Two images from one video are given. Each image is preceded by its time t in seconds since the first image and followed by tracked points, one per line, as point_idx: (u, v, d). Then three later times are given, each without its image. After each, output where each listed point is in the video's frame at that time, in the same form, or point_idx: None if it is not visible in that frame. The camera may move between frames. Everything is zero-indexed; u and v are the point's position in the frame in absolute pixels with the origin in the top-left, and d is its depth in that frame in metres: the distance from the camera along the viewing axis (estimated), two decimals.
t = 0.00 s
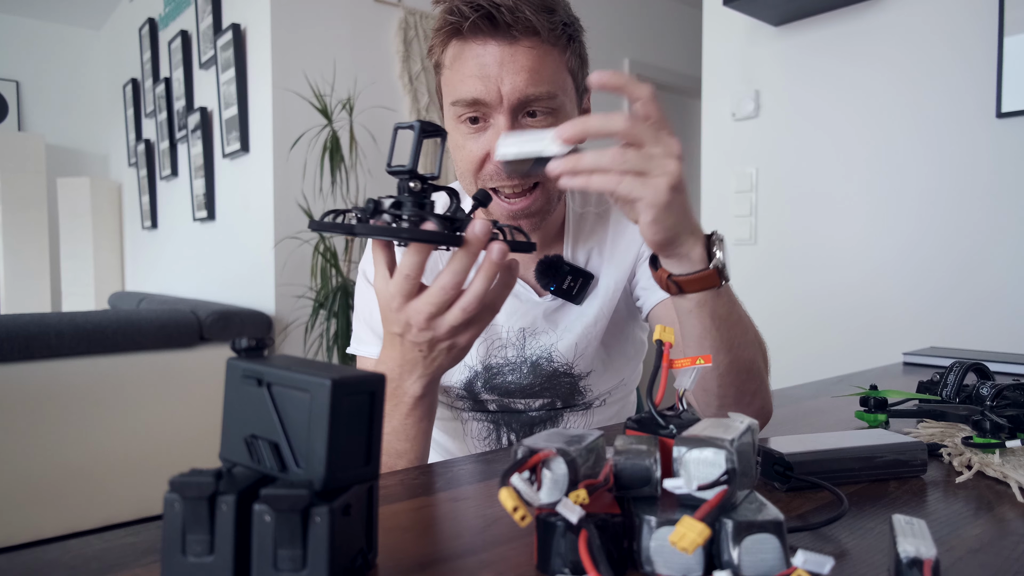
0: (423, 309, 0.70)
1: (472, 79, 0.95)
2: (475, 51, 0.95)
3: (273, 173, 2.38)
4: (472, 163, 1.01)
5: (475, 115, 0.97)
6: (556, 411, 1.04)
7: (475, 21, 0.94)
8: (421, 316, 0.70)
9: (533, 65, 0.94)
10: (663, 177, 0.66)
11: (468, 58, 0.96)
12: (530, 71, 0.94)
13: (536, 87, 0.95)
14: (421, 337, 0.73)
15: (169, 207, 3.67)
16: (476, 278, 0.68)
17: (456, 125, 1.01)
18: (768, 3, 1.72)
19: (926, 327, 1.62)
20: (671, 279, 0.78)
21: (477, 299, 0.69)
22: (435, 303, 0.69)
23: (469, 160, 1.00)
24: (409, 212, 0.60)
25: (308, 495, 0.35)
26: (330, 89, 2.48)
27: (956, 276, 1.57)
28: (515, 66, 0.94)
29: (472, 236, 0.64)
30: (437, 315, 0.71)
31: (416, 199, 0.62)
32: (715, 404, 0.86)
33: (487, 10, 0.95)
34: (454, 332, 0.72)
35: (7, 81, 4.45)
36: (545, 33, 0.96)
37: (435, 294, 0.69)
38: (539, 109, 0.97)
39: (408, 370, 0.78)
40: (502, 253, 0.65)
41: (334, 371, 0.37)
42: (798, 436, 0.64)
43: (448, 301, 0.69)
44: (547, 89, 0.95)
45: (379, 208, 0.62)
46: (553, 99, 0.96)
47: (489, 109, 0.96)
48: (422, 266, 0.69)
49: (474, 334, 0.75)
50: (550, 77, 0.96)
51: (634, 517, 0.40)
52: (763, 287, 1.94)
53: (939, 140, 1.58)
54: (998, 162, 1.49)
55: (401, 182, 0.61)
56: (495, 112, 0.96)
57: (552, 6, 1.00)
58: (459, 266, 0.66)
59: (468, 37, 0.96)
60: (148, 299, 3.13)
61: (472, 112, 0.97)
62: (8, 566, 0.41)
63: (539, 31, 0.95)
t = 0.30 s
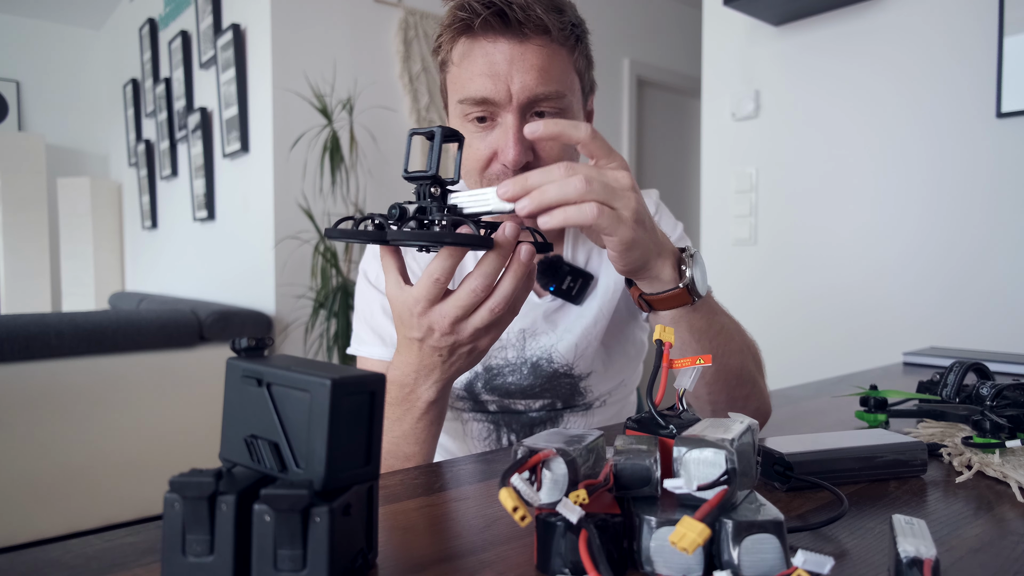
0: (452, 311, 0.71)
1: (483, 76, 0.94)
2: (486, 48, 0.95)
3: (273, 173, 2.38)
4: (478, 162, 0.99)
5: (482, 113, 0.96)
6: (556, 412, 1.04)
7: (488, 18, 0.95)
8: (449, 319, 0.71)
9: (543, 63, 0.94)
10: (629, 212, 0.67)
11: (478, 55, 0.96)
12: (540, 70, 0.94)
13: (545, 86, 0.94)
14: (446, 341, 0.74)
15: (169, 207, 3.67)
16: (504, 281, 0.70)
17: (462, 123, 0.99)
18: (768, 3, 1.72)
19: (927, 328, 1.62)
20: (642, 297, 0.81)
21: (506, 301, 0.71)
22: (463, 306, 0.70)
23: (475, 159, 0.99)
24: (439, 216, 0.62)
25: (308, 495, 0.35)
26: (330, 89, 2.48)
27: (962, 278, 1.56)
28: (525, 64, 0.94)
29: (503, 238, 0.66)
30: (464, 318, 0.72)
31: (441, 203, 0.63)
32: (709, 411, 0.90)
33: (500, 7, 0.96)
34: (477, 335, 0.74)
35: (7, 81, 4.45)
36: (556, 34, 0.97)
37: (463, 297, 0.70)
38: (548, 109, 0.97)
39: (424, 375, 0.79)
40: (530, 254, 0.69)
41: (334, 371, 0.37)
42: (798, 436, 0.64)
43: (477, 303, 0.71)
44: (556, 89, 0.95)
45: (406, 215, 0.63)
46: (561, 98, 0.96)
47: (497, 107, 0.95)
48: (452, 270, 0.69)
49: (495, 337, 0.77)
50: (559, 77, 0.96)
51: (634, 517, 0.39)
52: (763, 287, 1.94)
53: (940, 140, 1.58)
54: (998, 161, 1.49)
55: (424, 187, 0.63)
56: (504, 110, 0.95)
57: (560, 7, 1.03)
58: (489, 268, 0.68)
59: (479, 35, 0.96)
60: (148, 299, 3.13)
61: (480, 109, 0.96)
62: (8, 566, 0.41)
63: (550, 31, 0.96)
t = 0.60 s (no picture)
0: (359, 334, 0.72)
1: (481, 78, 0.94)
2: (482, 49, 0.94)
3: (273, 173, 2.38)
4: (474, 163, 0.98)
5: (479, 114, 0.95)
6: (553, 407, 1.04)
7: (486, 20, 0.94)
8: (358, 340, 0.72)
9: (540, 64, 0.94)
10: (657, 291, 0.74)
11: (475, 55, 0.95)
12: (538, 71, 0.94)
13: (542, 87, 0.94)
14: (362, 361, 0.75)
15: (169, 207, 3.67)
16: (407, 308, 0.69)
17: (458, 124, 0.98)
18: (768, 3, 1.72)
19: (928, 327, 1.62)
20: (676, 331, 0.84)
21: (407, 328, 0.71)
22: (368, 330, 0.71)
23: (471, 159, 0.98)
24: (342, 238, 0.61)
25: (308, 495, 0.35)
26: (330, 89, 2.48)
27: (964, 277, 1.55)
28: (522, 65, 0.93)
29: (399, 267, 0.63)
30: (373, 340, 0.73)
31: (357, 224, 0.62)
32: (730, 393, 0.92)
33: (499, 8, 0.95)
34: (392, 357, 0.75)
35: (7, 82, 4.45)
36: (552, 36, 0.97)
37: (367, 321, 0.71)
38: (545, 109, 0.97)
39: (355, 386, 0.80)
40: (431, 284, 0.65)
41: (334, 371, 0.37)
42: (798, 436, 0.64)
43: (382, 327, 0.71)
44: (553, 90, 0.95)
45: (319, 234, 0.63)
46: (558, 99, 0.96)
47: (495, 108, 0.95)
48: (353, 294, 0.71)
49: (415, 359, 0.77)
50: (556, 78, 0.96)
51: (634, 517, 0.40)
52: (763, 289, 1.95)
53: (940, 140, 1.58)
54: (998, 162, 1.49)
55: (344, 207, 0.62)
56: (501, 111, 0.95)
57: (555, 8, 1.02)
58: (387, 298, 0.67)
59: (476, 36, 0.95)
60: (148, 299, 3.13)
61: (476, 109, 0.95)
62: (6, 566, 0.41)
63: (547, 33, 0.96)
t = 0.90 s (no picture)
0: (339, 338, 0.73)
1: (466, 72, 0.94)
2: (467, 43, 0.95)
3: (273, 173, 2.38)
4: (462, 157, 0.99)
5: (466, 107, 0.95)
6: (549, 403, 1.05)
7: (470, 14, 0.95)
8: (338, 345, 0.73)
9: (524, 57, 0.95)
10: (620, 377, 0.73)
11: (460, 50, 0.95)
12: (522, 63, 0.94)
13: (527, 79, 0.95)
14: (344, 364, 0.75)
15: (169, 206, 3.68)
16: (382, 313, 0.69)
17: (446, 119, 0.99)
18: (768, 3, 1.72)
19: (927, 328, 1.62)
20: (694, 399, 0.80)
21: (386, 332, 0.70)
22: (348, 335, 0.72)
23: (460, 154, 0.99)
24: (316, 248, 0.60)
25: (308, 495, 0.35)
26: (330, 89, 2.48)
27: (964, 277, 1.55)
28: (506, 58, 0.94)
29: (374, 274, 0.62)
30: (353, 344, 0.73)
31: (331, 232, 0.62)
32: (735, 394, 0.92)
33: (481, 3, 0.95)
34: (374, 359, 0.75)
35: (8, 81, 4.45)
36: (535, 28, 0.97)
37: (346, 326, 0.71)
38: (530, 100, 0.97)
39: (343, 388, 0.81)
40: (405, 290, 0.64)
41: (334, 372, 0.37)
42: (798, 436, 0.64)
43: (361, 332, 0.71)
44: (538, 81, 0.96)
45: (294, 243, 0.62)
46: (542, 91, 0.96)
47: (481, 101, 0.95)
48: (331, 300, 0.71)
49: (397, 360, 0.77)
50: (540, 70, 0.96)
51: (634, 517, 0.39)
52: (764, 289, 1.95)
53: (940, 140, 1.58)
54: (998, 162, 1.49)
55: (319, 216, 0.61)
56: (487, 104, 0.95)
57: (536, 4, 1.03)
58: (364, 303, 0.67)
59: (460, 31, 0.96)
60: (148, 299, 3.13)
61: (462, 103, 0.95)
62: (7, 566, 0.41)
63: (530, 26, 0.96)
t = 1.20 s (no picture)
0: (346, 332, 0.73)
1: (462, 58, 0.95)
2: (464, 32, 0.95)
3: (273, 173, 2.38)
4: (460, 144, 0.99)
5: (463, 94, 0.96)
6: (550, 402, 1.05)
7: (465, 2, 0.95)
8: (345, 339, 0.73)
9: (520, 43, 0.95)
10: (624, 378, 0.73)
11: (457, 39, 0.96)
12: (517, 49, 0.95)
13: (523, 65, 0.95)
14: (351, 359, 0.75)
15: (169, 207, 3.67)
16: (390, 306, 0.69)
17: (444, 108, 0.99)
18: (768, 3, 1.72)
19: (928, 327, 1.62)
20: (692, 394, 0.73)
21: (393, 326, 0.71)
22: (355, 329, 0.71)
23: (457, 142, 0.99)
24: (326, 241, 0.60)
25: (308, 495, 0.35)
26: (330, 89, 2.48)
27: (964, 277, 1.55)
28: (502, 45, 0.95)
29: (383, 267, 0.62)
30: (360, 338, 0.73)
31: (340, 227, 0.63)
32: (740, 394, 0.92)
33: None
34: (380, 354, 0.75)
35: (7, 81, 4.45)
36: (531, 16, 0.98)
37: (353, 320, 0.71)
38: (527, 87, 0.98)
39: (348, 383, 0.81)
40: (414, 284, 0.64)
41: (333, 371, 0.37)
42: (798, 436, 0.64)
43: (369, 325, 0.71)
44: (534, 66, 0.96)
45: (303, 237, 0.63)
46: (538, 76, 0.97)
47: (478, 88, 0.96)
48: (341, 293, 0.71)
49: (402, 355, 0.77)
50: (536, 56, 0.97)
51: (634, 517, 0.40)
52: (764, 288, 1.94)
53: (939, 140, 1.58)
54: (998, 162, 1.49)
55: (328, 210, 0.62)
56: (485, 90, 0.96)
57: None
58: (372, 296, 0.67)
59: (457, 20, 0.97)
60: (148, 300, 3.13)
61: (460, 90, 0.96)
62: (7, 566, 0.41)
63: (525, 14, 0.97)
